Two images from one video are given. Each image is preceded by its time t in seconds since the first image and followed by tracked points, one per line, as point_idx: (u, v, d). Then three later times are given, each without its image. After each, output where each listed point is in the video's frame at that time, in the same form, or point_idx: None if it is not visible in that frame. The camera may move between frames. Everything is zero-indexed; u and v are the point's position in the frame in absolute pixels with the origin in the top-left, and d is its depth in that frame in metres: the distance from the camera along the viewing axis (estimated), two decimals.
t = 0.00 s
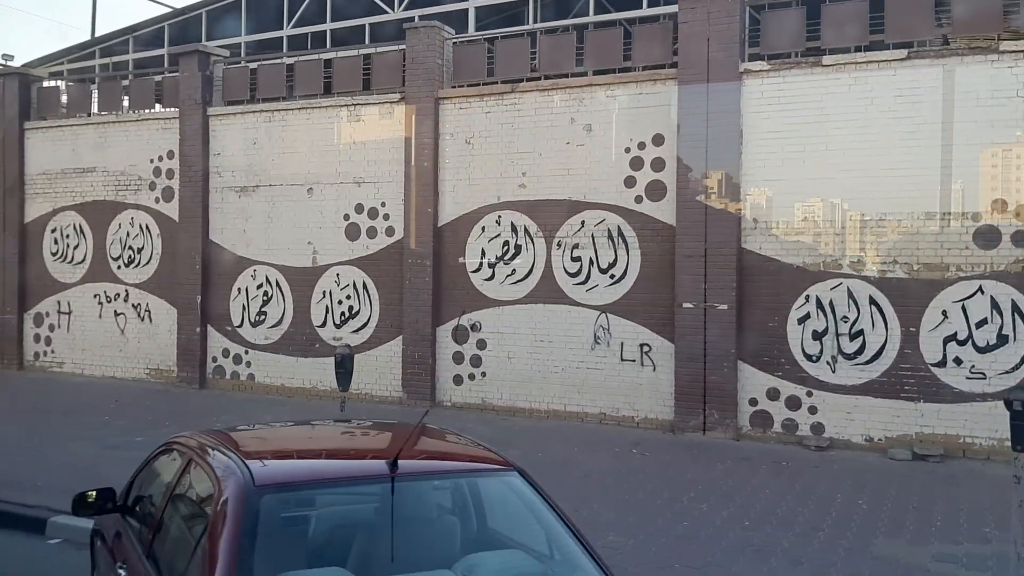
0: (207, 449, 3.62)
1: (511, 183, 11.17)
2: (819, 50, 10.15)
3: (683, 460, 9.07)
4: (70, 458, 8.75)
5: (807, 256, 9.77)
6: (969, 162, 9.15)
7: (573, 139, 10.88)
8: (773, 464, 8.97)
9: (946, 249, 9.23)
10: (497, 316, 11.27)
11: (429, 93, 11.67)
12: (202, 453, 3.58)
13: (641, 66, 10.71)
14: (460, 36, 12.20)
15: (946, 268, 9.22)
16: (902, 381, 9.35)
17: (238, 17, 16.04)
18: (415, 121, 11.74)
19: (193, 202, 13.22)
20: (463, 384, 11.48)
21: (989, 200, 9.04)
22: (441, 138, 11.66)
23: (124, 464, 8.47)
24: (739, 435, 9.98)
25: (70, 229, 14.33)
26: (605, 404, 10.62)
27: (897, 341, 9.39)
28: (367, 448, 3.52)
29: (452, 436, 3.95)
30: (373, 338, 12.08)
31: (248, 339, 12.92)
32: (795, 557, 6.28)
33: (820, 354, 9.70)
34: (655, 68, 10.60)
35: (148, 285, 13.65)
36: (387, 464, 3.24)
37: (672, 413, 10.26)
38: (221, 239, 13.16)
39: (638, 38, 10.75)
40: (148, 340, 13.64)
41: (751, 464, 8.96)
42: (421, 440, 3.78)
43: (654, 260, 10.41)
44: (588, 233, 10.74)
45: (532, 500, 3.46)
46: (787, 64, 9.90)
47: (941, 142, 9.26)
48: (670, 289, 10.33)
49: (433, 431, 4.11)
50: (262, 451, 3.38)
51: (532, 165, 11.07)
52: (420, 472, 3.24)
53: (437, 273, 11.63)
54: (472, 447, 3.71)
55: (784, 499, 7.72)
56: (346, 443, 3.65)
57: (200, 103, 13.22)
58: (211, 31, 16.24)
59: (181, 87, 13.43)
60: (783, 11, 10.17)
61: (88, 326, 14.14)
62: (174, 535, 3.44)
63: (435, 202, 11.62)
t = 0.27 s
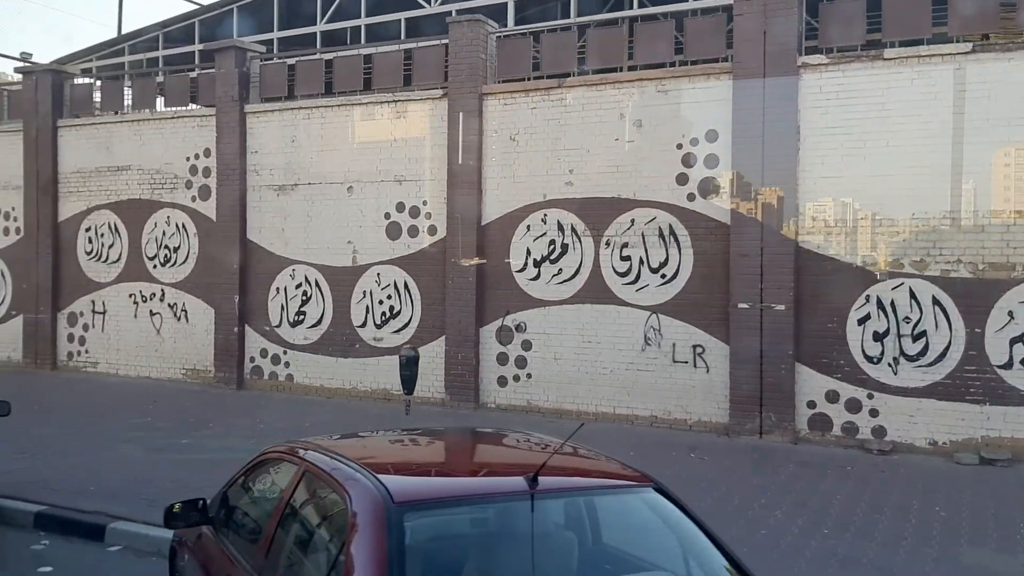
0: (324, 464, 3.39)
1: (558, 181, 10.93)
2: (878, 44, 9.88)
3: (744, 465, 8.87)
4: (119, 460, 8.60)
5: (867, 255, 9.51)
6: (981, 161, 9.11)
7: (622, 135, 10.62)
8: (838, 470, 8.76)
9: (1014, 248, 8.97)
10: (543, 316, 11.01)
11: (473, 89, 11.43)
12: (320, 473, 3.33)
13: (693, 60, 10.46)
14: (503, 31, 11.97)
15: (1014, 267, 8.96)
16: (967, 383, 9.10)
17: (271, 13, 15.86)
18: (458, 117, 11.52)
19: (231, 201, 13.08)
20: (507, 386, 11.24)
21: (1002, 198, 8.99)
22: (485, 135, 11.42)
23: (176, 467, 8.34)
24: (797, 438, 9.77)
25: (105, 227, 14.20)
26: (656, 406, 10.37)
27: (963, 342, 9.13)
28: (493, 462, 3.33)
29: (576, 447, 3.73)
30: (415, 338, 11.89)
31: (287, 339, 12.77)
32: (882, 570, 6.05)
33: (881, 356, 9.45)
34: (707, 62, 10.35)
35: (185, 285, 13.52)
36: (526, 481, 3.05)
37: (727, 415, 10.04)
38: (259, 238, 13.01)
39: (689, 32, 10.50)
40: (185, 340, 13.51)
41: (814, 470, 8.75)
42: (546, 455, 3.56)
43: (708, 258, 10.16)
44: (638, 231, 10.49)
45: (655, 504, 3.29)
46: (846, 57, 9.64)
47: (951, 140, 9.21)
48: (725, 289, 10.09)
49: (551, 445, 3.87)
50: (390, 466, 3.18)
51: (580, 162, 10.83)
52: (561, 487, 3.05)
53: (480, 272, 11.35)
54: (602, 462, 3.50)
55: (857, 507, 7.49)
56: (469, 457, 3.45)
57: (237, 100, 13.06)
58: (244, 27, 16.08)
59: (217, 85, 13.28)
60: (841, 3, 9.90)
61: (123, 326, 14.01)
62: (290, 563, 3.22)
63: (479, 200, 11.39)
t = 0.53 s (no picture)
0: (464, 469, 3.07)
1: (609, 171, 10.67)
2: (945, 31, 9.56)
3: (810, 464, 8.60)
4: (169, 457, 8.40)
5: (934, 248, 9.21)
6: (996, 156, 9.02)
7: (677, 125, 10.36)
8: (908, 470, 8.47)
9: None
10: (593, 310, 10.75)
11: (520, 77, 11.15)
12: (457, 482, 3.01)
13: (752, 47, 10.15)
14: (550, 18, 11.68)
15: None
16: None
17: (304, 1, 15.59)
18: (504, 106, 11.22)
19: (269, 192, 12.85)
20: (555, 381, 10.99)
21: (1018, 194, 8.90)
22: (533, 124, 11.15)
23: (231, 465, 8.13)
24: (859, 436, 9.48)
25: (139, 218, 14.00)
26: (712, 403, 10.14)
27: None
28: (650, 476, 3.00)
29: (750, 467, 3.33)
30: (459, 332, 11.64)
31: (327, 333, 12.58)
32: None
33: (949, 352, 9.16)
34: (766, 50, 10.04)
35: (221, 277, 13.31)
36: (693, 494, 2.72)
37: (786, 413, 9.77)
38: (297, 229, 12.79)
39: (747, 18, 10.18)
40: (221, 333, 13.32)
41: (884, 470, 8.48)
42: (719, 470, 3.19)
43: (767, 252, 9.92)
44: (694, 223, 10.24)
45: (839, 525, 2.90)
46: (913, 45, 9.32)
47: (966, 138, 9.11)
48: (785, 283, 9.84)
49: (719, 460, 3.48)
50: (539, 475, 2.89)
51: (632, 152, 10.56)
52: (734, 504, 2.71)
53: (528, 265, 11.12)
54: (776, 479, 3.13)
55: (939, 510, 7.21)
56: (616, 469, 3.12)
57: (276, 90, 12.82)
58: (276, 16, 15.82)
59: (255, 74, 13.05)
60: None
61: (157, 318, 13.82)
62: None
63: (526, 190, 11.11)
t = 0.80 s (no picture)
0: (627, 482, 2.81)
1: (654, 161, 10.44)
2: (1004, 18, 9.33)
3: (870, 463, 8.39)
4: (215, 457, 8.20)
5: (994, 241, 8.99)
6: (999, 146, 9.00)
7: (725, 114, 10.14)
8: (971, 468, 8.26)
9: None
10: (637, 305, 10.51)
11: (562, 66, 10.90)
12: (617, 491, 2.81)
13: (803, 34, 9.90)
14: (591, 5, 11.42)
15: None
16: None
17: None
18: (544, 95, 10.96)
19: (301, 184, 12.64)
20: (597, 377, 10.72)
21: (1020, 187, 8.89)
22: (574, 114, 10.89)
23: (280, 464, 7.97)
24: (915, 433, 9.26)
25: (166, 211, 13.78)
26: (761, 400, 9.94)
27: None
28: (825, 490, 2.78)
29: (820, 464, 3.20)
30: (497, 327, 11.40)
31: (361, 328, 12.41)
32: None
33: (1009, 347, 8.93)
34: (819, 37, 9.78)
35: (251, 271, 13.11)
36: (886, 514, 2.52)
37: (839, 410, 9.56)
38: (330, 222, 12.60)
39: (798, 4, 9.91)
40: (252, 328, 13.14)
41: (946, 468, 8.26)
42: (899, 485, 2.96)
43: (818, 245, 9.67)
44: (742, 215, 10.02)
45: None
46: (973, 32, 9.06)
47: (969, 130, 9.09)
48: (837, 277, 9.62)
49: (781, 459, 3.33)
50: (715, 490, 2.69)
51: (678, 142, 10.34)
52: (937, 526, 2.48)
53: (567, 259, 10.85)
54: (952, 491, 2.91)
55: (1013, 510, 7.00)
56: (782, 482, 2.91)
57: (308, 79, 12.58)
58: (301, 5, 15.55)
59: (285, 63, 12.80)
60: None
61: (186, 313, 13.64)
62: None
63: (567, 182, 10.85)
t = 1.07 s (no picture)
0: (811, 505, 2.62)
1: (701, 159, 10.22)
2: None
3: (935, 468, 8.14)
4: (261, 462, 7.95)
5: None
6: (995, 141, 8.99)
7: (775, 110, 9.90)
8: None
9: None
10: (683, 305, 10.25)
11: (604, 61, 10.64)
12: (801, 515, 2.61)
13: (856, 29, 9.66)
14: None
15: None
16: None
17: None
18: (586, 90, 10.70)
19: (332, 181, 12.38)
20: (641, 379, 10.46)
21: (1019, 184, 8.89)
22: (617, 110, 10.64)
23: (330, 469, 7.74)
24: (974, 438, 9.01)
25: (192, 209, 13.52)
26: (813, 403, 9.70)
27: None
28: None
29: (945, 479, 3.01)
30: (535, 328, 11.10)
31: (393, 328, 12.12)
32: None
33: None
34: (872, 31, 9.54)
35: (281, 270, 12.87)
36: None
37: (895, 413, 9.33)
38: (362, 221, 12.34)
39: None
40: (281, 328, 12.89)
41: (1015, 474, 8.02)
42: None
43: (873, 245, 9.46)
44: (794, 213, 9.79)
45: None
46: None
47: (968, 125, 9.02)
48: (893, 277, 9.39)
49: (849, 469, 3.14)
50: (916, 515, 2.48)
51: (726, 139, 10.11)
52: None
53: (610, 258, 10.58)
54: None
55: None
56: (959, 499, 2.73)
57: (339, 75, 12.34)
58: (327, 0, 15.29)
59: (316, 59, 12.56)
60: None
61: (213, 313, 13.38)
62: None
63: (610, 179, 10.59)
